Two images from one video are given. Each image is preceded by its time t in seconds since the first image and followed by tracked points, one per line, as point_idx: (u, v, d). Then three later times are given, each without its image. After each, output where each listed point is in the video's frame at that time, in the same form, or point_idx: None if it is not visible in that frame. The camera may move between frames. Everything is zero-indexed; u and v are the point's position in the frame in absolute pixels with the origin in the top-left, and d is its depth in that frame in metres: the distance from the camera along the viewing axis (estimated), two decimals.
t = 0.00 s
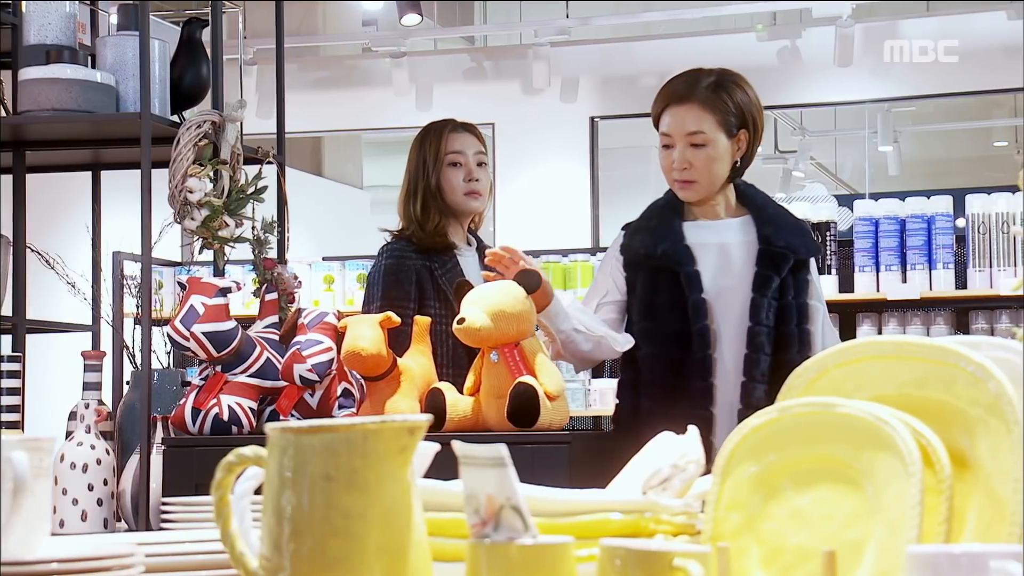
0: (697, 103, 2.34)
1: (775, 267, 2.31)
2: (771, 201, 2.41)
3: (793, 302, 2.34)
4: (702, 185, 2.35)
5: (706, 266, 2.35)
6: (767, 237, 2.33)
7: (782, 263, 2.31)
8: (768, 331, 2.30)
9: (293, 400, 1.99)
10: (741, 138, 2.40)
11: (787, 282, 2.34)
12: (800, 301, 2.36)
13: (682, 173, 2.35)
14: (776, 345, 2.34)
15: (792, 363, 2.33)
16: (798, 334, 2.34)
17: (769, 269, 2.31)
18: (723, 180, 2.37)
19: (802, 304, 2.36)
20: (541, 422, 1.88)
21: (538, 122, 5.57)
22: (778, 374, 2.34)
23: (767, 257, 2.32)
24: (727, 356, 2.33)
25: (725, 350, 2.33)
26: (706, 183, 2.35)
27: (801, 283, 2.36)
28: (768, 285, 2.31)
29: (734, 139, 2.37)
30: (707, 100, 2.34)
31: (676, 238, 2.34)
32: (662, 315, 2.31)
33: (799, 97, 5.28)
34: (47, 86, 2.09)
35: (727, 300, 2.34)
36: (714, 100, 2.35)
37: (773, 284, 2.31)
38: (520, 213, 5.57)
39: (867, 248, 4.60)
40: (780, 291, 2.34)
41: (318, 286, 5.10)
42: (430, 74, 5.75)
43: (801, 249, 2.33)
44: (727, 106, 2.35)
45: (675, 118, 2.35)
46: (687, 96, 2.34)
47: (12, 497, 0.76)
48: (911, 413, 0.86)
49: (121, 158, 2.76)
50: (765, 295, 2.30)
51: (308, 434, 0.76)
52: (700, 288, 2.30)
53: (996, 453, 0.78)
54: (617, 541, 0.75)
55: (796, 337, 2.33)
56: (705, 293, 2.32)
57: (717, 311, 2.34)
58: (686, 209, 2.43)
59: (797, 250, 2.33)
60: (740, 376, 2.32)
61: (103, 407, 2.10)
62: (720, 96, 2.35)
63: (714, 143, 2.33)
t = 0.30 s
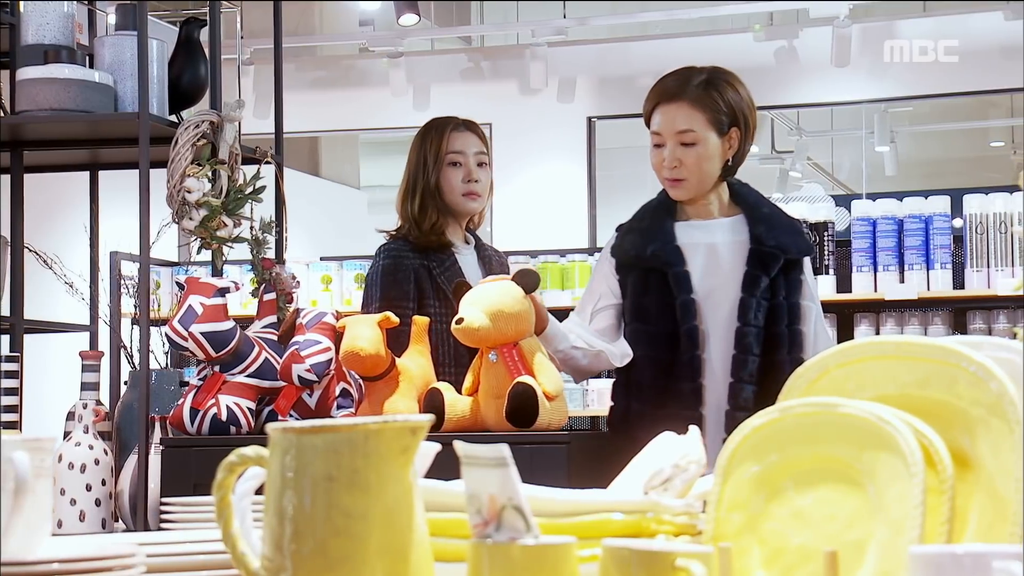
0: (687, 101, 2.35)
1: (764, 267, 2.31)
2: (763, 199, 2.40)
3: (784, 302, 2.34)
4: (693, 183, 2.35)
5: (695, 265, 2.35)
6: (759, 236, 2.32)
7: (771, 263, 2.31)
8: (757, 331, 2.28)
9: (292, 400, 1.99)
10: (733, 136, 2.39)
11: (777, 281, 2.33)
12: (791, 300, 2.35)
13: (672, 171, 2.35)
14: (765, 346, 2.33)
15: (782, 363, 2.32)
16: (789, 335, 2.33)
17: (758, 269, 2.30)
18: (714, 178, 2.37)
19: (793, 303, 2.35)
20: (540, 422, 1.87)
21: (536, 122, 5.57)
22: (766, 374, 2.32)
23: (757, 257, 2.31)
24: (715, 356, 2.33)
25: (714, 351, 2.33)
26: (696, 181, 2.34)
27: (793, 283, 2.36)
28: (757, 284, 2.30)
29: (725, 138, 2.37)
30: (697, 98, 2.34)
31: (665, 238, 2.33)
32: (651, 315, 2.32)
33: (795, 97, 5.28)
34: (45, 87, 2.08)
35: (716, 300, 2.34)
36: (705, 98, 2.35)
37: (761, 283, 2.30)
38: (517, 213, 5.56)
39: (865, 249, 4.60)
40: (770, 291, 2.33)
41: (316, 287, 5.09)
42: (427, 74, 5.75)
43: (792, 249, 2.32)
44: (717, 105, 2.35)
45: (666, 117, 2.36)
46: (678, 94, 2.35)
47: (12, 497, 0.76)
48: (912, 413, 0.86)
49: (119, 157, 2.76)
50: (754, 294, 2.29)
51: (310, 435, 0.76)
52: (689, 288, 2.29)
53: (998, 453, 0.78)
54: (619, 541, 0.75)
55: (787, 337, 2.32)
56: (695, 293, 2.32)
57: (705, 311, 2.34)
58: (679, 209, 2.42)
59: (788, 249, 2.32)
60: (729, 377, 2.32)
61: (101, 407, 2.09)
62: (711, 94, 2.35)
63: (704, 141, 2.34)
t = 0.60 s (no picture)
0: (677, 101, 2.35)
1: (755, 267, 2.30)
2: (758, 199, 2.40)
3: (776, 303, 2.34)
4: (686, 183, 2.35)
5: (686, 265, 2.35)
6: (750, 236, 2.32)
7: (762, 263, 2.30)
8: (748, 332, 2.28)
9: (290, 400, 1.97)
10: (725, 134, 2.38)
11: (769, 282, 2.33)
12: (784, 301, 2.35)
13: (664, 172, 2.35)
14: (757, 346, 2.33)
15: (774, 365, 2.31)
16: (781, 336, 2.32)
17: (748, 269, 2.30)
18: (708, 177, 2.37)
19: (786, 304, 2.35)
20: (539, 422, 1.87)
21: (534, 122, 5.57)
22: (759, 376, 2.31)
23: (749, 258, 2.30)
24: (706, 358, 2.33)
25: (704, 353, 2.33)
26: (689, 180, 2.35)
27: (787, 284, 2.36)
28: (747, 285, 2.29)
29: (716, 136, 2.37)
30: (688, 98, 2.34)
31: (657, 240, 2.34)
32: (642, 316, 2.33)
33: (793, 97, 5.28)
34: (43, 86, 2.08)
35: (707, 301, 2.35)
36: (695, 98, 2.34)
37: (751, 284, 2.29)
38: (514, 214, 5.56)
39: (863, 249, 4.60)
40: (762, 292, 2.33)
41: (314, 287, 5.08)
42: (425, 74, 5.76)
43: (784, 249, 2.32)
44: (708, 104, 2.34)
45: (656, 117, 2.36)
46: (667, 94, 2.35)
47: (12, 497, 0.77)
48: (913, 413, 0.86)
49: (117, 158, 2.76)
50: (744, 295, 2.29)
51: (311, 435, 0.76)
52: (679, 288, 2.30)
53: (999, 453, 0.78)
54: (619, 541, 0.76)
55: (779, 338, 2.32)
56: (686, 294, 2.32)
57: (696, 312, 2.34)
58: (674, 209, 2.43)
59: (779, 249, 2.32)
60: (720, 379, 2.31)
61: (100, 407, 2.09)
62: (702, 94, 2.34)
63: (695, 141, 2.34)
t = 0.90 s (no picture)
0: (669, 101, 2.35)
1: (749, 269, 2.30)
2: (754, 201, 2.40)
3: (771, 304, 2.34)
4: (679, 182, 2.35)
5: (679, 267, 2.35)
6: (745, 237, 2.32)
7: (755, 265, 2.30)
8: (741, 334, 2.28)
9: (289, 400, 1.97)
10: (718, 133, 2.38)
11: (763, 283, 2.33)
12: (780, 303, 2.35)
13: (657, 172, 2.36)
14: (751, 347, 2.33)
15: (769, 366, 2.32)
16: (776, 337, 2.32)
17: (742, 270, 2.30)
18: (702, 176, 2.36)
19: (782, 305, 2.35)
20: (539, 421, 1.87)
21: (532, 122, 5.57)
22: (753, 375, 2.32)
23: (744, 259, 2.31)
24: (699, 360, 2.33)
25: (697, 355, 2.33)
26: (682, 180, 2.35)
27: (782, 285, 2.35)
28: (740, 286, 2.29)
29: (709, 135, 2.36)
30: (680, 97, 2.34)
31: (651, 242, 2.35)
32: (636, 318, 2.33)
33: (792, 97, 5.27)
34: (42, 86, 2.08)
35: (701, 303, 2.35)
36: (687, 97, 2.35)
37: (744, 285, 2.29)
38: (514, 214, 5.56)
39: (863, 249, 4.60)
40: (757, 293, 2.33)
41: (313, 287, 5.08)
42: (424, 74, 5.75)
43: (778, 250, 2.31)
44: (701, 103, 2.34)
45: (648, 117, 2.37)
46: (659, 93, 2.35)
47: (12, 498, 0.77)
48: (913, 413, 0.86)
49: (115, 158, 2.75)
50: (737, 296, 2.29)
51: (312, 435, 0.75)
52: (672, 290, 2.30)
53: (1000, 453, 0.78)
54: (619, 541, 0.75)
55: (774, 339, 2.32)
56: (680, 296, 2.32)
57: (689, 313, 2.34)
58: (671, 210, 2.42)
59: (774, 251, 2.31)
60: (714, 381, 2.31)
61: (99, 406, 2.09)
62: (694, 93, 2.34)
63: (687, 140, 2.34)
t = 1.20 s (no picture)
0: (663, 102, 2.35)
1: (744, 271, 2.30)
2: (752, 201, 2.40)
3: (767, 305, 2.33)
4: (676, 183, 2.36)
5: (674, 269, 2.35)
6: (742, 239, 2.32)
7: (750, 267, 2.30)
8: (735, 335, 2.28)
9: (289, 401, 1.97)
10: (714, 133, 2.38)
11: (759, 284, 2.33)
12: (776, 304, 2.35)
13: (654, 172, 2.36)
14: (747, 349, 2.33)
15: (764, 367, 2.31)
16: (772, 338, 2.32)
17: (736, 273, 2.29)
18: (699, 176, 2.37)
19: (778, 306, 2.35)
20: (539, 421, 1.87)
21: (532, 122, 5.57)
22: (749, 376, 2.31)
23: (739, 260, 2.30)
24: (696, 362, 2.33)
25: (693, 357, 2.33)
26: (679, 180, 2.35)
27: (779, 286, 2.35)
28: (735, 288, 2.29)
29: (705, 135, 2.36)
30: (675, 98, 2.34)
31: (647, 244, 2.35)
32: (632, 321, 2.33)
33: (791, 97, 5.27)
34: (41, 86, 2.08)
35: (696, 305, 2.34)
36: (682, 97, 2.34)
37: (739, 287, 2.29)
38: (513, 214, 5.56)
39: (862, 249, 4.60)
40: (752, 294, 2.32)
41: (312, 287, 5.08)
42: (423, 74, 5.75)
43: (774, 251, 2.32)
44: (696, 103, 2.34)
45: (644, 118, 2.37)
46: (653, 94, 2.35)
47: (12, 498, 0.77)
48: (913, 413, 0.86)
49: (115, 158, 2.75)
50: (731, 298, 2.28)
51: (312, 435, 0.75)
52: (668, 292, 2.30)
53: (1000, 453, 0.78)
54: (620, 541, 0.75)
55: (770, 340, 2.32)
56: (676, 299, 2.32)
57: (685, 316, 2.34)
58: (670, 210, 2.43)
59: (769, 252, 2.32)
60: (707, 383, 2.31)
61: (98, 407, 2.09)
62: (689, 93, 2.34)
63: (683, 140, 2.34)
